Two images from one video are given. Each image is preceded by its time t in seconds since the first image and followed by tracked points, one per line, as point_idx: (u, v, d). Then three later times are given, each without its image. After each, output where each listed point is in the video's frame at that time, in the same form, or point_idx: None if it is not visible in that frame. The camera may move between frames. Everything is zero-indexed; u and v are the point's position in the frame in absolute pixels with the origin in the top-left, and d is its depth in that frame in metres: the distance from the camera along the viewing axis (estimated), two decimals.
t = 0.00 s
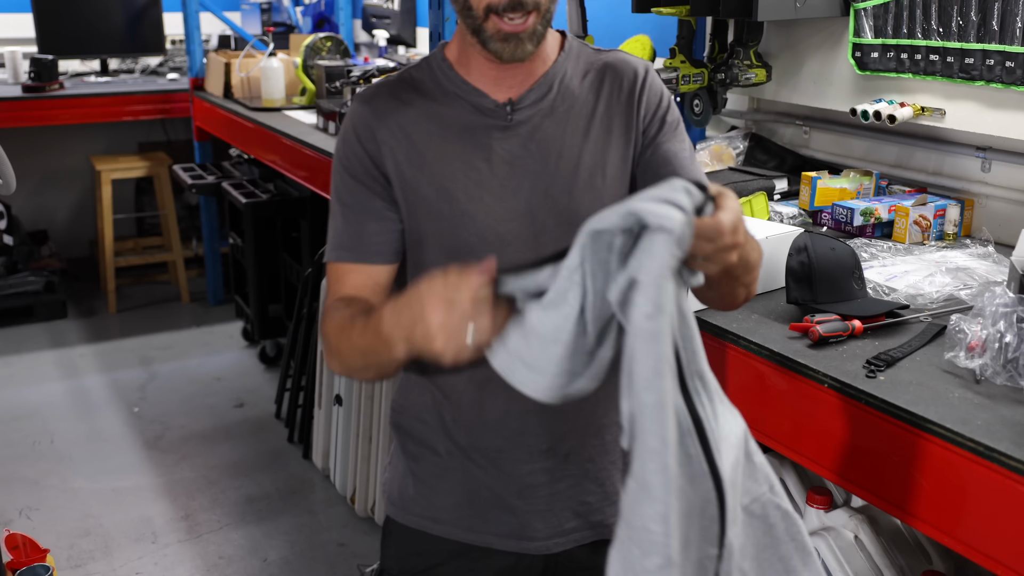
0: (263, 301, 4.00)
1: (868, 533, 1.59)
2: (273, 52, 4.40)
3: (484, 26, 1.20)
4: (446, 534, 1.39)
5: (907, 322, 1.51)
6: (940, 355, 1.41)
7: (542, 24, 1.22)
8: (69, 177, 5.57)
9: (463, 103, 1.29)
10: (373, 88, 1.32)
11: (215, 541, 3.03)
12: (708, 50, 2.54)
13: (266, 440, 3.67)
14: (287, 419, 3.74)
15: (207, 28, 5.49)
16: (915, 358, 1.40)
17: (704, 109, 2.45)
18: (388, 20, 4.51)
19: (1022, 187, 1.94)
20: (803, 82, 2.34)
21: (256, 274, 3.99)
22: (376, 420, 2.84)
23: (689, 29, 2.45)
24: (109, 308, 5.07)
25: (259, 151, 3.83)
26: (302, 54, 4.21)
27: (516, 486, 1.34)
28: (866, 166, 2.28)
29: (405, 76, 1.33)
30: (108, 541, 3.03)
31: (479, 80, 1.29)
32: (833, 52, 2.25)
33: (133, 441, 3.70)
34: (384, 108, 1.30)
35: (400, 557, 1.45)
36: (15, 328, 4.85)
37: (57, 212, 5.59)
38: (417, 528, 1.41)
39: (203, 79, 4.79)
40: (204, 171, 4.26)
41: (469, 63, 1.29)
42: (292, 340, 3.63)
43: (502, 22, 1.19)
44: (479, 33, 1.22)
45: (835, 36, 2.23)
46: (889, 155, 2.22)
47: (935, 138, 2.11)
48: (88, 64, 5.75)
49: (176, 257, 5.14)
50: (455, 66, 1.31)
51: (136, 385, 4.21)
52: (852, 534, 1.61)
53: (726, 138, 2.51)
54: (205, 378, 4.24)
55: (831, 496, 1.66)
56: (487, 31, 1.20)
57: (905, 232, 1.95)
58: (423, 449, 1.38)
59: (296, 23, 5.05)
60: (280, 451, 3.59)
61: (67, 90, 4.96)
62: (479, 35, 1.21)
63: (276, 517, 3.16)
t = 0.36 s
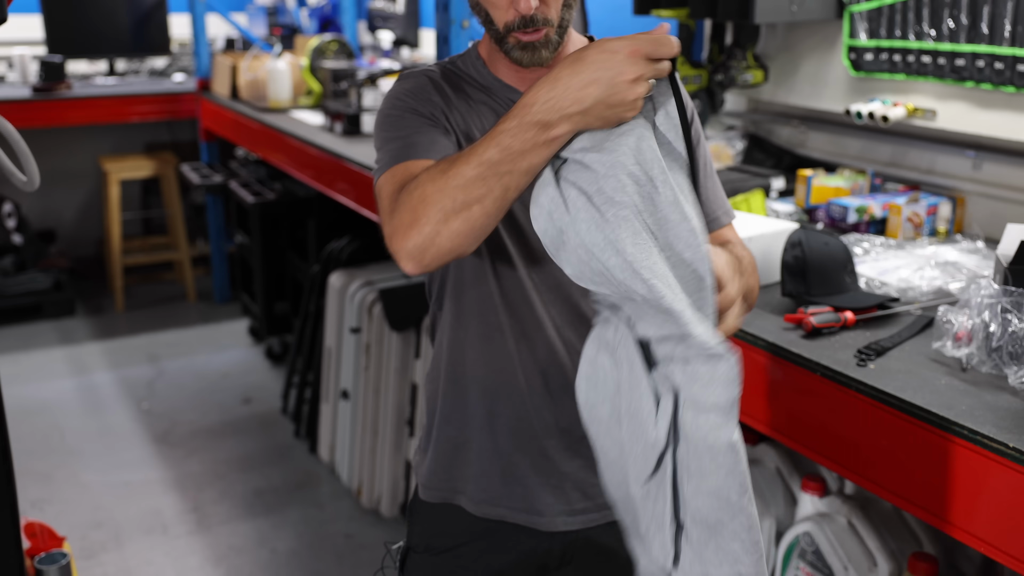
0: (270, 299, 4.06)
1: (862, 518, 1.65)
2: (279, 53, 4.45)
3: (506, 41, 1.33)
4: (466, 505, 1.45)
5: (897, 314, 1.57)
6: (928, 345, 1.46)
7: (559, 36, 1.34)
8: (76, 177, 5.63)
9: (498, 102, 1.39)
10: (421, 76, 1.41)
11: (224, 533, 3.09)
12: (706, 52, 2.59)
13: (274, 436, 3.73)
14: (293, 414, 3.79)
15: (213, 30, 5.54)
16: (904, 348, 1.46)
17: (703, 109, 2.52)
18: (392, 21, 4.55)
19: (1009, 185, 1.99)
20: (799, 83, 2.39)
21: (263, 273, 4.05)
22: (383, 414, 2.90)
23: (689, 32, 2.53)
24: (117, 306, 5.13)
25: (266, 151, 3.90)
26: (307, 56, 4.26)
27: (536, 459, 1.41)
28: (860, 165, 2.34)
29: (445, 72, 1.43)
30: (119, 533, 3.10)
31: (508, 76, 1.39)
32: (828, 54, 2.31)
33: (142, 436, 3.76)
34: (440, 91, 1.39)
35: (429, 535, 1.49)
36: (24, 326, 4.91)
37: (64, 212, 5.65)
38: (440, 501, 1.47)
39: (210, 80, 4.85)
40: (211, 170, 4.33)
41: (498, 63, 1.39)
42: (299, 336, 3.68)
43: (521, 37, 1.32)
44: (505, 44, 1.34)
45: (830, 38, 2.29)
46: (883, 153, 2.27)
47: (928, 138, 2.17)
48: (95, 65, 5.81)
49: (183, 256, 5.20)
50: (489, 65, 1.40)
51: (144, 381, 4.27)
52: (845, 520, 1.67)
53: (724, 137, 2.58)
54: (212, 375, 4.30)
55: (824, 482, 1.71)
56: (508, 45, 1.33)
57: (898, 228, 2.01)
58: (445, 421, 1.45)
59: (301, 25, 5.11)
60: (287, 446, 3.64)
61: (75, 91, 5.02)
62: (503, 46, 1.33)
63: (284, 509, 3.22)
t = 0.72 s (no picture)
0: (275, 299, 4.12)
1: (853, 504, 1.71)
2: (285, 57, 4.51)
3: (504, 59, 1.39)
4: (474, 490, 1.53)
5: (887, 309, 1.64)
6: (915, 338, 1.53)
7: (556, 49, 1.39)
8: (82, 180, 5.70)
9: (503, 107, 1.44)
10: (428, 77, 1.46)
11: (233, 527, 3.15)
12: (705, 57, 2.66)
13: (280, 433, 3.78)
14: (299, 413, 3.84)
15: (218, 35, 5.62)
16: (893, 340, 1.53)
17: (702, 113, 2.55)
18: (396, 26, 4.65)
19: (997, 186, 2.07)
20: (794, 88, 2.47)
21: (269, 274, 4.12)
22: (388, 410, 2.97)
23: (688, 38, 2.62)
24: (123, 307, 5.20)
25: (272, 154, 3.96)
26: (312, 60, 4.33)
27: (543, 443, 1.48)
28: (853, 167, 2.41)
29: (450, 75, 1.47)
30: (129, 527, 3.16)
31: (510, 84, 1.44)
32: (822, 59, 2.38)
33: (151, 433, 3.82)
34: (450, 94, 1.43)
35: (434, 511, 1.58)
36: (32, 327, 4.97)
37: (70, 214, 5.72)
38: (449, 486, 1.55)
39: (216, 84, 4.91)
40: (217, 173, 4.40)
41: (500, 69, 1.45)
42: (305, 335, 3.75)
43: (518, 56, 1.37)
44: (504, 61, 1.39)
45: (824, 44, 2.37)
46: (875, 156, 2.34)
47: (919, 140, 2.24)
48: (102, 69, 5.88)
49: (189, 258, 5.26)
50: (492, 69, 1.46)
51: (151, 381, 4.33)
52: (837, 506, 1.73)
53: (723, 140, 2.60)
54: (218, 374, 4.36)
55: (819, 471, 1.79)
56: (507, 63, 1.39)
57: (890, 227, 2.09)
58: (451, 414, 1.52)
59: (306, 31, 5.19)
60: (293, 443, 3.69)
61: (82, 94, 5.09)
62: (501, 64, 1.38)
63: (291, 505, 3.27)
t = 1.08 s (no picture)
0: (273, 309, 4.19)
1: (840, 497, 1.79)
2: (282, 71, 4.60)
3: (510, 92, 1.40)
4: (468, 482, 1.63)
5: (870, 309, 1.73)
6: (897, 336, 1.62)
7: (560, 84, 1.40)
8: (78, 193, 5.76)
9: (493, 134, 1.50)
10: (413, 113, 1.55)
11: (236, 532, 3.20)
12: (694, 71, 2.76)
13: (280, 440, 3.81)
14: (298, 420, 3.88)
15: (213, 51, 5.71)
16: (876, 338, 1.62)
17: (692, 125, 2.66)
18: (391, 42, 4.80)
19: (975, 195, 2.17)
20: (781, 101, 2.56)
21: (267, 284, 4.19)
22: (388, 416, 3.04)
23: (678, 53, 2.69)
24: (120, 318, 5.27)
25: (270, 166, 4.04)
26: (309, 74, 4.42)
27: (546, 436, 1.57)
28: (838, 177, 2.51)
29: (438, 106, 1.54)
30: (133, 533, 3.20)
31: (506, 109, 1.49)
32: (808, 73, 2.47)
33: (151, 442, 3.87)
34: (426, 138, 1.52)
35: (438, 498, 1.67)
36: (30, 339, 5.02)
37: (66, 227, 5.78)
38: (446, 479, 1.65)
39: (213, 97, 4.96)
40: (215, 185, 4.46)
41: (497, 93, 1.49)
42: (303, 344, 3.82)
43: (526, 93, 1.38)
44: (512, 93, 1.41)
45: (810, 59, 2.46)
46: (859, 166, 2.44)
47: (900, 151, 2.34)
48: (98, 83, 5.94)
49: (185, 270, 5.32)
50: (485, 93, 1.51)
51: (150, 391, 4.39)
52: (825, 499, 1.82)
53: (712, 152, 2.74)
54: (216, 384, 4.40)
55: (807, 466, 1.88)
56: (513, 96, 1.40)
57: (874, 235, 2.17)
58: (454, 411, 1.64)
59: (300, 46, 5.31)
60: (292, 450, 3.73)
61: (80, 108, 5.15)
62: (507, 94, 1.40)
63: (291, 510, 3.31)
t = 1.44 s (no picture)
0: (253, 327, 4.24)
1: (815, 493, 1.89)
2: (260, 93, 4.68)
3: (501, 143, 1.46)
4: (460, 473, 1.71)
5: (840, 313, 1.83)
6: (866, 337, 1.73)
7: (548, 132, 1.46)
8: (52, 215, 5.76)
9: (472, 163, 1.55)
10: (395, 140, 1.60)
11: (221, 545, 3.17)
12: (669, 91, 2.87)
13: (262, 455, 3.80)
14: (280, 436, 3.87)
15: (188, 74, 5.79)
16: (847, 339, 1.72)
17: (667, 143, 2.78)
18: (368, 63, 4.96)
19: (937, 207, 2.30)
20: (751, 119, 2.68)
21: (246, 302, 4.25)
22: (373, 428, 3.09)
23: (652, 73, 2.82)
24: (96, 339, 5.27)
25: (250, 186, 4.10)
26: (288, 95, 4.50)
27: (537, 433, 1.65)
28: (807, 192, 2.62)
29: (418, 134, 1.59)
30: (118, 547, 3.16)
31: (483, 143, 1.53)
32: (777, 93, 2.59)
33: (132, 459, 3.82)
34: (406, 167, 1.58)
35: (430, 487, 1.75)
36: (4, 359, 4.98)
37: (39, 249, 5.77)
38: (437, 469, 1.73)
39: (191, 119, 5.00)
40: (196, 205, 4.50)
41: (473, 129, 1.53)
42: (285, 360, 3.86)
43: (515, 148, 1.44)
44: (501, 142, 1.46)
45: (778, 79, 2.58)
46: (826, 181, 2.55)
47: (865, 167, 2.46)
48: (73, 105, 5.97)
49: (162, 290, 5.34)
50: (462, 126, 1.56)
51: (130, 409, 4.37)
52: (800, 495, 1.91)
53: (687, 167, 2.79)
54: (195, 402, 4.38)
55: (783, 464, 1.97)
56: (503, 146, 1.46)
57: (841, 245, 2.29)
58: (448, 411, 1.72)
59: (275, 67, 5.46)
60: (274, 465, 3.72)
61: (57, 130, 5.17)
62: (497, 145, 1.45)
63: (276, 523, 3.30)
